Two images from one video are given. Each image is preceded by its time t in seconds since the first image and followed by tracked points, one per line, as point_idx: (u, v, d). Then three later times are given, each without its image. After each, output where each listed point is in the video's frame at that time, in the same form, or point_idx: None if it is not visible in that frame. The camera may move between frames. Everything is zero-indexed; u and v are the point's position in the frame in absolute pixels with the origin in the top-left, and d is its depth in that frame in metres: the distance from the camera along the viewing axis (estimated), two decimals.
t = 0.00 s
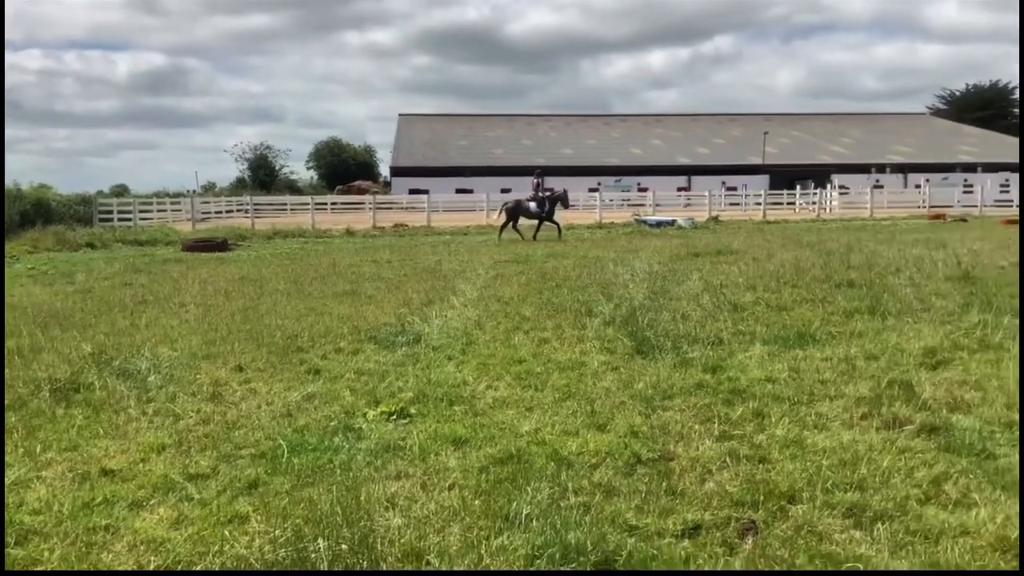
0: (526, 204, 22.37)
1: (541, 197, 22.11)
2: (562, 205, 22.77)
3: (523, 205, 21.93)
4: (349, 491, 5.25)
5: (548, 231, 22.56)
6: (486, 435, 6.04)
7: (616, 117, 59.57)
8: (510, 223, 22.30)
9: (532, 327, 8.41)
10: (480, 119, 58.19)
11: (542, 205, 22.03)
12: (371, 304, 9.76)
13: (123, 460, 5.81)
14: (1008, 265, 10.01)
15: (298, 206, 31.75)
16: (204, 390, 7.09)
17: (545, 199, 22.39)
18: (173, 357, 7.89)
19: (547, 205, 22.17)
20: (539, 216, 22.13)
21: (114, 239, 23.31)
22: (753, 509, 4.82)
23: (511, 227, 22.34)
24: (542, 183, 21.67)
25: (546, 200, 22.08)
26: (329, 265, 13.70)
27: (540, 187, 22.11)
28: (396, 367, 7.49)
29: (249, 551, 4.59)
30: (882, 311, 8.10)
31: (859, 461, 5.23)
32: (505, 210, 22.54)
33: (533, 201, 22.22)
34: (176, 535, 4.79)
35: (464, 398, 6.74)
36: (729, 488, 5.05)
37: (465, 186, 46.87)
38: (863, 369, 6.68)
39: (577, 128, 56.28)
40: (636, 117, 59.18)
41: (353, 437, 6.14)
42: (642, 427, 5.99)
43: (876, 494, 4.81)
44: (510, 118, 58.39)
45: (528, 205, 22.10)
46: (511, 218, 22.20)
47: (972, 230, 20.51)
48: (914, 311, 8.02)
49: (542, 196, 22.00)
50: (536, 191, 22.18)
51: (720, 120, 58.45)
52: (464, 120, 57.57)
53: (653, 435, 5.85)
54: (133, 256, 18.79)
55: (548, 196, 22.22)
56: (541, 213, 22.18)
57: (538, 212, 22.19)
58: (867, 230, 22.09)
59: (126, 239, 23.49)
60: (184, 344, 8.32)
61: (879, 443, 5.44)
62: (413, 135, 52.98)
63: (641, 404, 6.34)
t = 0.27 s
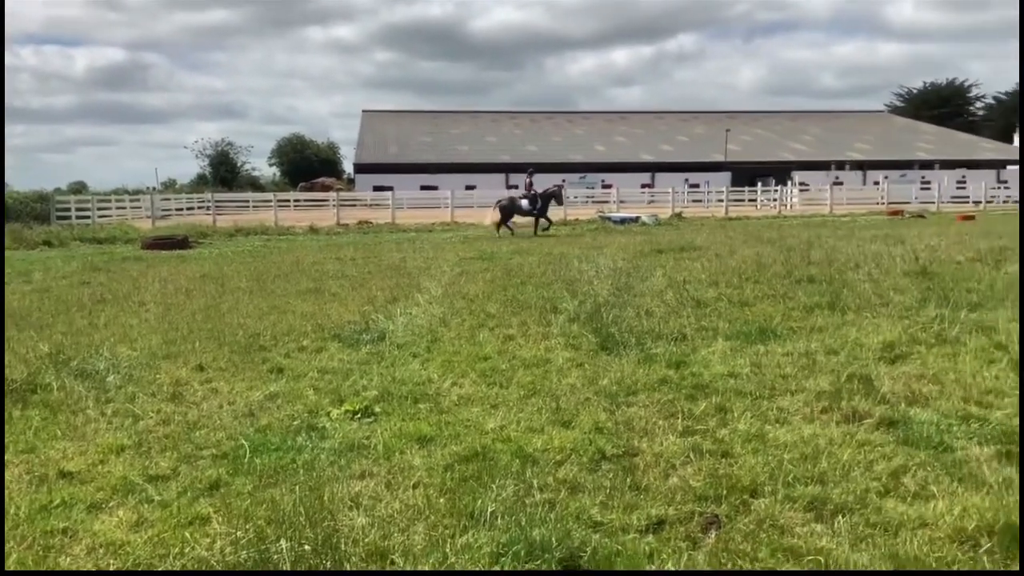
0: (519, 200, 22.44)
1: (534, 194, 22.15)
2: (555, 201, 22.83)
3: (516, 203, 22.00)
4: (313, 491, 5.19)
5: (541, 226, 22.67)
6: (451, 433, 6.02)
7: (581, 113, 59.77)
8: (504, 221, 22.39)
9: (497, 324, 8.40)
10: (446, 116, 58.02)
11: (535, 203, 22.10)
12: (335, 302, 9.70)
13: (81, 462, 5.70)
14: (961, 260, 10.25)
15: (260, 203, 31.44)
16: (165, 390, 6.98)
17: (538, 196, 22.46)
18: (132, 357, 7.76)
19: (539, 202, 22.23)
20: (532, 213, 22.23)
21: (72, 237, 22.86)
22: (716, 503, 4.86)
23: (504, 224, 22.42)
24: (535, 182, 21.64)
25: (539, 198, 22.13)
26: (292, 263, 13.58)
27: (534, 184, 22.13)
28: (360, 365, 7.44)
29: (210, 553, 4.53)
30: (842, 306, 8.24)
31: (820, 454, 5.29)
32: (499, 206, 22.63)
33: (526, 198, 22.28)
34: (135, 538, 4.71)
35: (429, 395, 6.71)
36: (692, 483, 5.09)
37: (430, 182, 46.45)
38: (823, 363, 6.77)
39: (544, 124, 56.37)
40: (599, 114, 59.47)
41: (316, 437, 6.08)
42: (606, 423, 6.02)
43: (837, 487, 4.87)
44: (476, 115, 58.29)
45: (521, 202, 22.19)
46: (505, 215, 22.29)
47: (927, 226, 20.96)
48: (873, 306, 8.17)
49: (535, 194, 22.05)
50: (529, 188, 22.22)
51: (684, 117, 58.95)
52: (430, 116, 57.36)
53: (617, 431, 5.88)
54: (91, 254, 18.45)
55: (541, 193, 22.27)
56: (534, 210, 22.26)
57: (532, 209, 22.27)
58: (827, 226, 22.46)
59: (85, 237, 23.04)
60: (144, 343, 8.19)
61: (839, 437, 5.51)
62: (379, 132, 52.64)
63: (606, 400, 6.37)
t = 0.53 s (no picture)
0: (517, 198, 22.30)
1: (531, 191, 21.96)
2: (552, 199, 22.61)
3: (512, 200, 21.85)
4: (279, 493, 5.14)
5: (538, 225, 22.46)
6: (419, 433, 5.99)
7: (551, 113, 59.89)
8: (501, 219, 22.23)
9: (466, 324, 8.38)
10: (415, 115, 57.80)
11: (532, 200, 21.89)
12: (303, 301, 9.61)
13: (42, 466, 5.59)
14: (922, 258, 10.42)
15: (226, 202, 31.11)
16: (128, 391, 6.87)
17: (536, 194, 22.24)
18: (94, 359, 7.63)
19: (535, 199, 22.02)
20: (528, 211, 22.03)
21: (32, 236, 22.41)
22: (683, 501, 4.89)
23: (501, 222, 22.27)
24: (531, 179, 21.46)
25: (536, 195, 21.91)
26: (258, 262, 13.43)
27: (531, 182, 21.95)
28: (327, 365, 7.38)
29: (174, 557, 4.46)
30: (807, 304, 8.34)
31: (786, 451, 5.35)
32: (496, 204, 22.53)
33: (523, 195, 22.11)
34: (97, 542, 4.63)
35: (397, 395, 6.68)
36: (660, 481, 5.11)
37: (398, 181, 46.14)
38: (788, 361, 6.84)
39: (513, 124, 56.39)
40: (567, 114, 59.64)
41: (283, 438, 6.02)
42: (575, 422, 6.03)
43: (802, 484, 4.93)
44: (445, 114, 58.14)
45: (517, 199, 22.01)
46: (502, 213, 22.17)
47: (889, 224, 21.28)
48: (837, 304, 8.28)
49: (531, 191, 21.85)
50: (526, 185, 22.04)
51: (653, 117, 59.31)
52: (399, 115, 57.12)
53: (585, 429, 5.89)
54: (52, 254, 18.09)
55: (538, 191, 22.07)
56: (531, 208, 22.05)
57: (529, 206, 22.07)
58: (792, 225, 22.71)
59: (46, 236, 22.60)
60: (107, 344, 8.06)
61: (804, 433, 5.57)
62: (348, 130, 52.27)
63: (574, 399, 6.38)
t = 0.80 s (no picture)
0: (518, 197, 21.98)
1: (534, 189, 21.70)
2: (555, 199, 22.33)
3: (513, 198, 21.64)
4: (250, 495, 5.08)
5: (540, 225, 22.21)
6: (392, 433, 5.96)
7: (524, 113, 59.92)
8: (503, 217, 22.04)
9: (439, 324, 8.35)
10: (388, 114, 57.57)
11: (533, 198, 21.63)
12: (274, 302, 9.53)
13: (7, 470, 5.48)
14: (890, 258, 10.55)
15: (196, 202, 30.80)
16: (95, 394, 6.77)
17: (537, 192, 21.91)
18: (61, 361, 7.50)
19: (537, 198, 21.75)
20: (530, 210, 21.78)
21: None
22: (656, 499, 4.90)
23: (503, 221, 22.09)
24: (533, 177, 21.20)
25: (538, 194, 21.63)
26: (229, 263, 13.29)
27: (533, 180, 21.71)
28: (299, 366, 7.32)
29: (143, 561, 4.40)
30: (777, 302, 8.41)
31: (757, 449, 5.39)
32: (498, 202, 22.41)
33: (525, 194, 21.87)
34: (64, 547, 4.55)
35: (370, 396, 6.65)
36: (632, 480, 5.13)
37: (370, 181, 45.99)
38: (758, 359, 6.90)
39: (487, 123, 56.37)
40: (541, 114, 59.73)
41: (253, 440, 5.96)
42: (548, 421, 6.03)
43: (773, 481, 4.96)
44: (418, 113, 57.97)
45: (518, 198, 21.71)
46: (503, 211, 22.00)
47: (856, 224, 21.53)
48: (807, 302, 8.36)
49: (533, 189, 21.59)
50: (528, 184, 21.80)
51: (626, 117, 59.56)
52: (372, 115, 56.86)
53: (558, 429, 5.89)
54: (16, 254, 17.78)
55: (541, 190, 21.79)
56: (534, 207, 21.78)
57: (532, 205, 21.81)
58: (762, 225, 22.88)
59: (10, 236, 22.22)
60: (74, 346, 7.94)
61: (775, 431, 5.62)
62: (320, 130, 51.93)
63: (547, 398, 6.38)
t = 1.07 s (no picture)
0: (522, 197, 21.84)
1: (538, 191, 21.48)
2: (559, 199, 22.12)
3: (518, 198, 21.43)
4: (223, 497, 5.03)
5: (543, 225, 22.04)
6: (367, 434, 5.93)
7: (502, 113, 59.91)
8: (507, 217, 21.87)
9: (414, 324, 8.32)
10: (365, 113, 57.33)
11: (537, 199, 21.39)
12: (247, 303, 9.46)
13: None
14: (862, 257, 10.65)
15: (169, 202, 30.50)
16: (65, 396, 6.68)
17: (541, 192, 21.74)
18: (29, 363, 7.40)
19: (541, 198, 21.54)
20: (534, 210, 21.60)
21: None
22: (630, 498, 4.91)
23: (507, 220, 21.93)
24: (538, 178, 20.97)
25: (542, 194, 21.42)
26: (201, 263, 13.17)
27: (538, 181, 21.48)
28: (272, 368, 7.27)
29: (113, 565, 4.34)
30: (751, 302, 8.46)
31: (731, 447, 5.42)
32: (502, 202, 22.31)
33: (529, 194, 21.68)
34: (33, 552, 4.48)
35: (344, 397, 6.61)
36: (607, 479, 5.14)
37: (345, 181, 45.81)
38: (732, 358, 6.94)
39: (464, 123, 56.30)
40: (518, 114, 59.75)
41: (226, 442, 5.91)
42: (523, 421, 6.03)
43: (746, 479, 5.00)
44: (395, 113, 57.78)
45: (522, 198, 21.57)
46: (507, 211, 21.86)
47: (828, 224, 21.73)
48: (780, 302, 8.41)
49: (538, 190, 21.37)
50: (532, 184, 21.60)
51: (603, 117, 59.72)
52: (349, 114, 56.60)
53: (533, 429, 5.89)
54: None
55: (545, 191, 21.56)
56: (536, 207, 21.57)
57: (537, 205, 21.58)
58: (735, 224, 23.02)
59: None
60: (43, 348, 7.83)
61: (749, 430, 5.65)
62: (296, 129, 51.62)
63: (522, 398, 6.38)
